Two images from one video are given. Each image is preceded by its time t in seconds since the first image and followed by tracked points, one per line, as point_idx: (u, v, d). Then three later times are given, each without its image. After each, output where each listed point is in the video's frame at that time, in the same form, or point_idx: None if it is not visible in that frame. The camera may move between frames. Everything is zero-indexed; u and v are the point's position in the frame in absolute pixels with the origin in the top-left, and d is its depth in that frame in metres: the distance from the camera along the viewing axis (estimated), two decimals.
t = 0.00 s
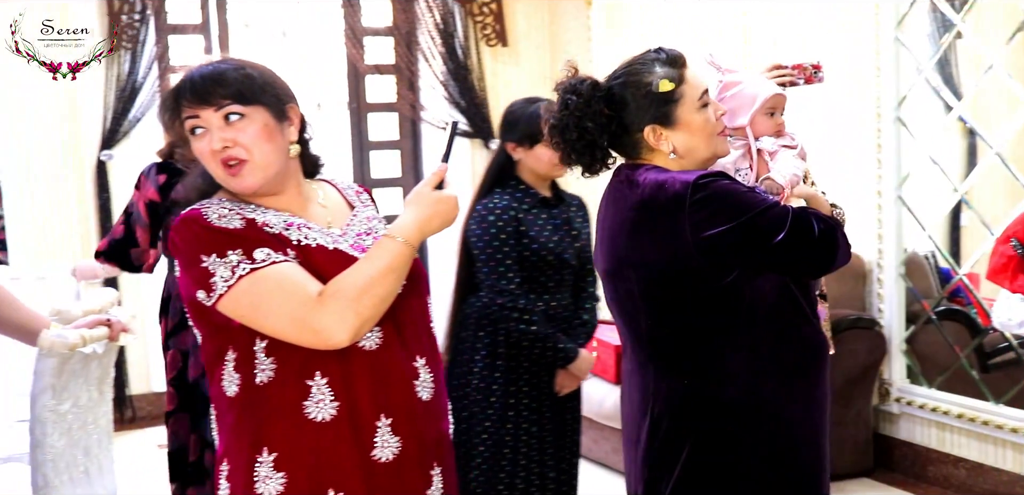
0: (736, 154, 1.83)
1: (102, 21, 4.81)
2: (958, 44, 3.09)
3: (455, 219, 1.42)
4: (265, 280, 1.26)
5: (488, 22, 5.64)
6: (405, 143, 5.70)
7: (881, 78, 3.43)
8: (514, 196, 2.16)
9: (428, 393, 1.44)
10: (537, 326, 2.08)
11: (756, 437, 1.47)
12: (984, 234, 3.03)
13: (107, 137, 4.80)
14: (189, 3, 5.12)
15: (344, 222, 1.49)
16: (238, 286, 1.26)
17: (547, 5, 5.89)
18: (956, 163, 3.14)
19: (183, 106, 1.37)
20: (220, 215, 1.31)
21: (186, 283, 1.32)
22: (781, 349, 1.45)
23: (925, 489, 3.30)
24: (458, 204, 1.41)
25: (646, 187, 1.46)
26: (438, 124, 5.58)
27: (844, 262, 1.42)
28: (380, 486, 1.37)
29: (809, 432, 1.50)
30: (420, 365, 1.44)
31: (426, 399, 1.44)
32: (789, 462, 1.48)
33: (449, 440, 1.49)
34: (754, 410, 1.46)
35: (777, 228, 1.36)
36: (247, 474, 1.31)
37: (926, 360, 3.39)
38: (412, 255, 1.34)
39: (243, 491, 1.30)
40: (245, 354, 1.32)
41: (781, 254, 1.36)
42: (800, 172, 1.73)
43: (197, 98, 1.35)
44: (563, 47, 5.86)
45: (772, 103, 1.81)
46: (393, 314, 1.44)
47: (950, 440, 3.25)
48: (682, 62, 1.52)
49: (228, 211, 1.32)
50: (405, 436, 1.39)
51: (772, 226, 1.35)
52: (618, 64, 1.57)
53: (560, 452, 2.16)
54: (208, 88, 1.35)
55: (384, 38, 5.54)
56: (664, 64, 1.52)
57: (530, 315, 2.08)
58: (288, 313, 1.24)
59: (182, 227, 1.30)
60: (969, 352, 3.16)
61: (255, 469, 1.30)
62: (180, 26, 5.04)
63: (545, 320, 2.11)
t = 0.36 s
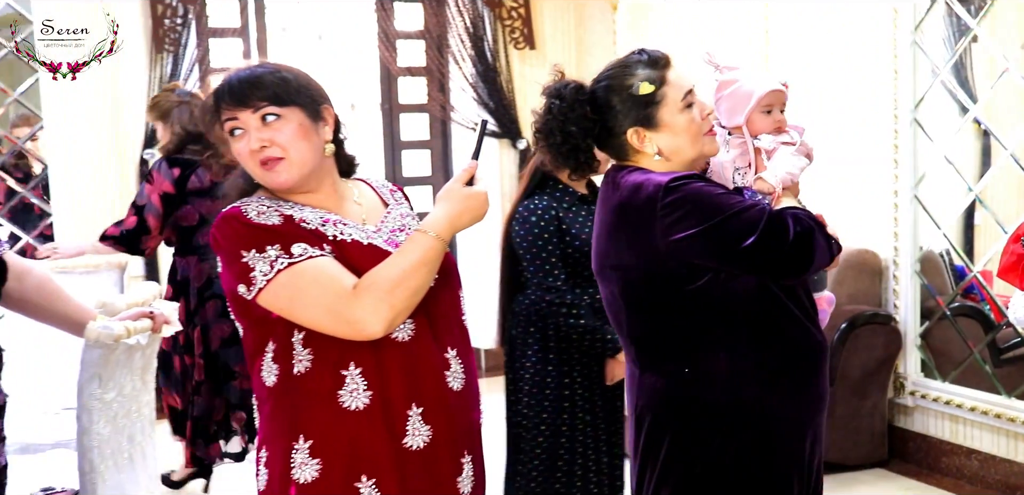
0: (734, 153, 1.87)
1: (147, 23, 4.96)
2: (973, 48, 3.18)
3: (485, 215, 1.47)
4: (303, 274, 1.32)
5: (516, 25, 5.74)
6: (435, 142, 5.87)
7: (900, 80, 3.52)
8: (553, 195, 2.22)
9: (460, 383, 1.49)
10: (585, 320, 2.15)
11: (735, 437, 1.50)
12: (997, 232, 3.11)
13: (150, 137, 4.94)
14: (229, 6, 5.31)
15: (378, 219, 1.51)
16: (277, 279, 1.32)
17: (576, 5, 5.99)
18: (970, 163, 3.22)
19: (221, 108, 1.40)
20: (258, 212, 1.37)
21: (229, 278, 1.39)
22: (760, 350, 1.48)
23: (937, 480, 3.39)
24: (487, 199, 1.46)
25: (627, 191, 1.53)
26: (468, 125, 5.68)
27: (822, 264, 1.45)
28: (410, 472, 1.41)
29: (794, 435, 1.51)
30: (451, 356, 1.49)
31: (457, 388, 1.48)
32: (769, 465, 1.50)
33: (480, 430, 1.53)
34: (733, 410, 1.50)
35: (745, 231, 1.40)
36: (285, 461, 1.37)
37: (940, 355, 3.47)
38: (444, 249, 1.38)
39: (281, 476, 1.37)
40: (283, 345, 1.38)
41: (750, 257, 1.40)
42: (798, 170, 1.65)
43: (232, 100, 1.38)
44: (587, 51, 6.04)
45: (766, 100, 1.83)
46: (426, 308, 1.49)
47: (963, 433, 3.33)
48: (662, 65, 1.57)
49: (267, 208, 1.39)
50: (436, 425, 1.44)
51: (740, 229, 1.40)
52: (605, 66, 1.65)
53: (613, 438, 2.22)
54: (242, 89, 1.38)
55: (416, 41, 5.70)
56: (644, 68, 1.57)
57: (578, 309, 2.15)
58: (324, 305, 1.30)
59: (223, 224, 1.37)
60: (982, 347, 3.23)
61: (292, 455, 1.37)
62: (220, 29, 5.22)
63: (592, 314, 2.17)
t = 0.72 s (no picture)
0: (734, 160, 1.91)
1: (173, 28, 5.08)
2: (980, 51, 3.23)
3: (505, 214, 1.54)
4: (331, 271, 1.40)
5: (533, 29, 5.78)
6: (454, 142, 5.93)
7: (909, 82, 3.58)
8: (567, 195, 2.30)
9: (481, 378, 1.56)
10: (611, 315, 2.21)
11: (717, 440, 1.54)
12: (1005, 231, 3.15)
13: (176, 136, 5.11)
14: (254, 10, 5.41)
15: (403, 217, 1.60)
16: (305, 277, 1.40)
17: (590, 7, 6.04)
18: (978, 164, 3.28)
19: (252, 111, 1.48)
20: (287, 212, 1.46)
21: (258, 276, 1.47)
22: (740, 355, 1.51)
23: (944, 474, 3.44)
24: (508, 199, 1.54)
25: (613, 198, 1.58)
26: (486, 126, 5.80)
27: (801, 275, 1.45)
28: (432, 463, 1.49)
29: (778, 440, 1.53)
30: (474, 352, 1.56)
31: (479, 383, 1.55)
32: (752, 468, 1.54)
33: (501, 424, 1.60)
34: (714, 414, 1.54)
35: (719, 241, 1.42)
36: (311, 452, 1.46)
37: (947, 351, 3.51)
38: (467, 247, 1.45)
39: (308, 467, 1.46)
40: (311, 341, 1.47)
41: (724, 268, 1.42)
42: (793, 179, 1.70)
43: (260, 104, 1.47)
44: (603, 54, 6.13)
45: (764, 112, 1.91)
46: (450, 304, 1.57)
47: (970, 428, 3.38)
48: (646, 72, 1.61)
49: (296, 208, 1.47)
50: (458, 418, 1.51)
51: (712, 239, 1.42)
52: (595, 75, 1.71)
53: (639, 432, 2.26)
54: (269, 94, 1.46)
55: (434, 44, 5.80)
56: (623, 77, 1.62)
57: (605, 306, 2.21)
58: (351, 302, 1.38)
59: (255, 223, 1.45)
60: (990, 345, 3.27)
61: (318, 447, 1.45)
62: (244, 33, 5.33)
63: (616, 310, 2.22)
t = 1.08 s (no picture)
0: (756, 159, 2.00)
1: (198, 32, 5.16)
2: (995, 52, 3.26)
3: (529, 215, 1.60)
4: (360, 270, 1.45)
5: (552, 31, 5.88)
6: (474, 143, 6.01)
7: (924, 83, 3.61)
8: (570, 195, 2.37)
9: (506, 376, 1.61)
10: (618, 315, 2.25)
11: (714, 439, 1.59)
12: (1019, 230, 3.18)
13: (202, 138, 5.17)
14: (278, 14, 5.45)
15: (430, 217, 1.66)
16: (335, 276, 1.46)
17: (607, 8, 6.12)
18: (992, 164, 3.31)
19: (284, 114, 1.55)
20: (318, 212, 1.52)
21: (288, 274, 1.53)
22: (738, 357, 1.55)
23: (958, 470, 3.46)
24: (532, 200, 1.59)
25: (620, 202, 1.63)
26: (505, 126, 5.89)
27: (795, 281, 1.47)
28: (457, 460, 1.55)
29: (777, 441, 1.56)
30: (498, 351, 1.62)
31: (503, 381, 1.61)
32: (749, 469, 1.57)
33: (524, 422, 1.65)
34: (712, 412, 1.59)
35: (713, 246, 1.46)
36: (338, 447, 1.52)
37: (962, 349, 3.54)
38: (492, 248, 1.51)
39: (335, 461, 1.52)
40: (340, 339, 1.53)
41: (717, 273, 1.47)
42: (805, 182, 1.72)
43: (292, 107, 1.53)
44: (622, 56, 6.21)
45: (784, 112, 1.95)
46: (476, 304, 1.62)
47: (984, 425, 3.41)
48: (658, 72, 1.66)
49: (325, 208, 1.53)
50: (483, 416, 1.57)
51: (705, 244, 1.47)
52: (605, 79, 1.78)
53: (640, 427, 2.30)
54: (301, 98, 1.53)
55: (456, 47, 5.86)
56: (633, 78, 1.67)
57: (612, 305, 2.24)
58: (379, 301, 1.43)
59: (286, 223, 1.52)
60: (1004, 343, 3.29)
61: (345, 442, 1.51)
62: (269, 37, 5.39)
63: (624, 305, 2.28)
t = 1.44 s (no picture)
0: (776, 161, 2.04)
1: (215, 33, 5.23)
2: (1006, 51, 3.27)
3: (549, 216, 1.63)
4: (379, 269, 1.49)
5: (565, 32, 5.92)
6: (488, 143, 6.06)
7: (935, 82, 3.62)
8: (578, 194, 2.41)
9: (522, 376, 1.65)
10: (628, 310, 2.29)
11: (724, 434, 1.61)
12: None
13: (219, 138, 5.24)
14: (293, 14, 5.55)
15: (450, 217, 1.69)
16: (354, 274, 1.49)
17: (619, 9, 6.20)
18: (1003, 162, 3.32)
19: (310, 113, 1.58)
20: (339, 210, 1.56)
21: (309, 271, 1.57)
22: (754, 355, 1.57)
23: (970, 468, 3.47)
24: (552, 200, 1.63)
25: (642, 198, 1.65)
26: (518, 126, 5.92)
27: (818, 284, 1.52)
28: (473, 457, 1.58)
29: (783, 440, 1.59)
30: (514, 350, 1.66)
31: (519, 380, 1.64)
32: (759, 464, 1.59)
33: (539, 420, 1.69)
34: (722, 410, 1.60)
35: (739, 245, 1.49)
36: (355, 444, 1.54)
37: (973, 347, 3.55)
38: (511, 248, 1.55)
39: (351, 457, 1.55)
40: (358, 336, 1.56)
41: (739, 273, 1.49)
42: (827, 186, 1.76)
43: (317, 106, 1.57)
44: (635, 56, 6.24)
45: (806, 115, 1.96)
46: (494, 304, 1.66)
47: (996, 423, 3.42)
48: (711, 67, 1.65)
49: (347, 206, 1.57)
50: (499, 414, 1.60)
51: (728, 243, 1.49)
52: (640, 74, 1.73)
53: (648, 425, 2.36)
54: (328, 97, 1.56)
55: (469, 48, 5.96)
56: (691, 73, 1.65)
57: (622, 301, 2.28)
58: (397, 299, 1.46)
59: (309, 221, 1.56)
60: (1015, 341, 3.30)
61: (362, 439, 1.54)
62: (285, 38, 5.48)
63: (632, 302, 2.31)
